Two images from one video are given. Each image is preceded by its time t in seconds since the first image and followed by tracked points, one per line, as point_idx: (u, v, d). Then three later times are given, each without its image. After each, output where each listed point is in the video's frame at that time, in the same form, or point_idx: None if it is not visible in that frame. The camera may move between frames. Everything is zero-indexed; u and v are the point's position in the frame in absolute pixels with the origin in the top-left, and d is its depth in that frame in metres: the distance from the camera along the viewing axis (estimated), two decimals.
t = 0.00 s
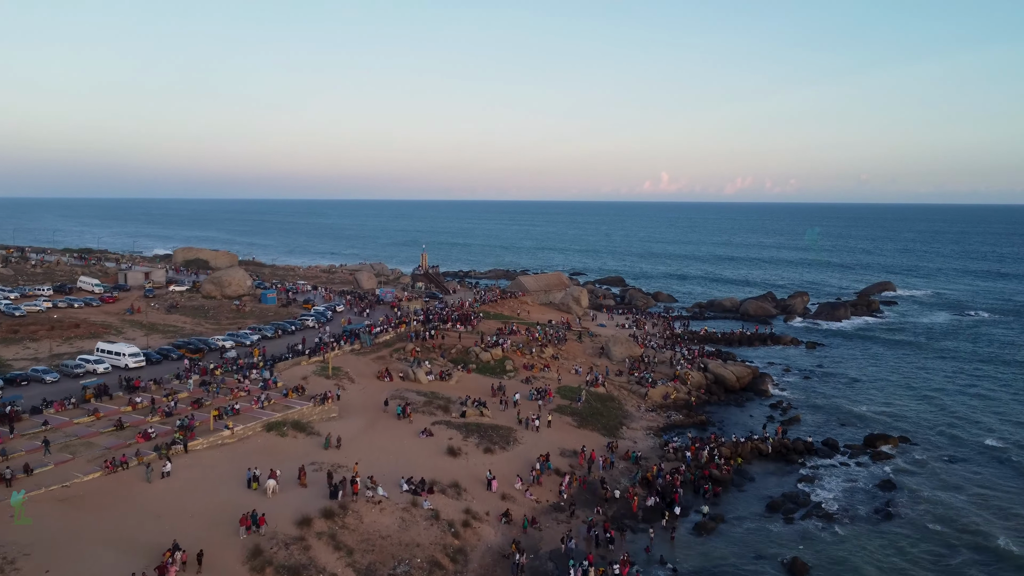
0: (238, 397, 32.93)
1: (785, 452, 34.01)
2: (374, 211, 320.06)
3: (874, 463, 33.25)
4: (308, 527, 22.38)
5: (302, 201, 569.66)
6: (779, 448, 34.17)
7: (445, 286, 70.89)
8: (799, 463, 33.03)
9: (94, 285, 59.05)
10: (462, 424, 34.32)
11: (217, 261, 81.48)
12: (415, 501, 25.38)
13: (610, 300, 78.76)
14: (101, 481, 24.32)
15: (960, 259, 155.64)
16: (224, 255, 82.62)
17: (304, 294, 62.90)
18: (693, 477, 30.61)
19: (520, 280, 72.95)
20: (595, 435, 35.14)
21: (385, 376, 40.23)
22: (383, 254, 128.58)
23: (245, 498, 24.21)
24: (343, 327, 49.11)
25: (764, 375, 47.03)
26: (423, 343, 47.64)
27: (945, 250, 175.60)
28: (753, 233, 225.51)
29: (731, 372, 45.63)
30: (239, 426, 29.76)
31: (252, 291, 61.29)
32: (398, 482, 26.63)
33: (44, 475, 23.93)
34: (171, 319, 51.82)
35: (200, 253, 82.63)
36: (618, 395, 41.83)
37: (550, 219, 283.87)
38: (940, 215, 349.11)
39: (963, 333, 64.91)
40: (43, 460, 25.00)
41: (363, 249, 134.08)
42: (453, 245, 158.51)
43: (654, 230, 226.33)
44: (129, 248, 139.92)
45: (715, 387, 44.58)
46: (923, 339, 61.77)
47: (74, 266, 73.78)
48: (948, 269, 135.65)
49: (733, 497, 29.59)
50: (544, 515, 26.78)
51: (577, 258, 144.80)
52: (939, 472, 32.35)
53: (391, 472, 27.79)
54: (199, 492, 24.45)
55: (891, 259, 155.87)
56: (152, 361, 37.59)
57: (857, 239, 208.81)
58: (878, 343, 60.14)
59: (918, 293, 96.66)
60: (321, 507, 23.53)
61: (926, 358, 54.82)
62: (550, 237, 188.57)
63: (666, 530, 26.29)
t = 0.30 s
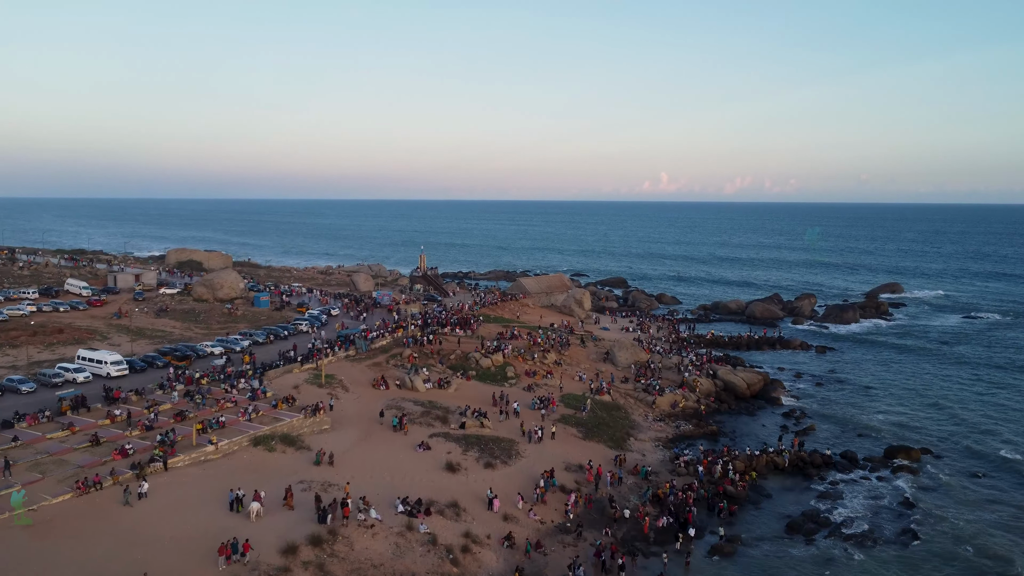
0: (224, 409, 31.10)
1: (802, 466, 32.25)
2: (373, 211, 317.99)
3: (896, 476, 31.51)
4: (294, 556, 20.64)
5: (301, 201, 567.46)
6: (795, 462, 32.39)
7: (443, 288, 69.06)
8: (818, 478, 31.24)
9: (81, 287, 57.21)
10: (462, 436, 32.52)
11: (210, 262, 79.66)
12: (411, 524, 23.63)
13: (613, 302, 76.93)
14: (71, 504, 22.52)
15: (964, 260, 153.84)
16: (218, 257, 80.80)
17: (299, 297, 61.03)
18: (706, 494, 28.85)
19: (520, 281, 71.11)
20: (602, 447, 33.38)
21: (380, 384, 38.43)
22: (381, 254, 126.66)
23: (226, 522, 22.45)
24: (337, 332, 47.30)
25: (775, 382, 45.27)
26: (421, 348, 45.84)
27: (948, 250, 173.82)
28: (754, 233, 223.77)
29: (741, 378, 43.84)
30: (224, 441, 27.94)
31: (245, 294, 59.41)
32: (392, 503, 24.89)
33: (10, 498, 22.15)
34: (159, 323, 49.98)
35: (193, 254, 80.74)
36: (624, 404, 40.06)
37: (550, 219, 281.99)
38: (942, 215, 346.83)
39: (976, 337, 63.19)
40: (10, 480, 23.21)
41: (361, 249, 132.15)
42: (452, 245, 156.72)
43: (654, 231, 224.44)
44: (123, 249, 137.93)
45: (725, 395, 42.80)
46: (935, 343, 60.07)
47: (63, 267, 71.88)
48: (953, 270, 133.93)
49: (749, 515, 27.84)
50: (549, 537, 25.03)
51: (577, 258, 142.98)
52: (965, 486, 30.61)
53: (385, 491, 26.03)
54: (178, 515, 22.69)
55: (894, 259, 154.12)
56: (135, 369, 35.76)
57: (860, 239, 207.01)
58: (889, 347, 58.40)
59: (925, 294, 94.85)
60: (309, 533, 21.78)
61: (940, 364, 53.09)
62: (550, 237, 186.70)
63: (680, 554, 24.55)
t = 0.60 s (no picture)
0: (208, 421, 29.17)
1: (822, 480, 30.36)
2: (372, 211, 315.87)
3: (922, 492, 29.59)
4: None
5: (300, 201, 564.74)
6: (815, 477, 30.50)
7: (442, 289, 67.12)
8: (839, 494, 29.35)
9: (67, 289, 55.25)
10: (461, 449, 30.63)
11: (203, 262, 77.72)
12: (405, 551, 21.75)
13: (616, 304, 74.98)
14: (34, 530, 20.60)
15: (970, 260, 151.72)
16: (212, 257, 78.88)
17: (292, 299, 59.10)
18: (723, 513, 26.97)
19: (521, 282, 69.16)
20: (609, 461, 31.48)
21: (375, 393, 36.50)
22: (379, 254, 124.64)
23: (203, 552, 20.57)
24: (331, 336, 45.36)
25: (788, 389, 43.36)
26: (418, 353, 43.94)
27: (953, 249, 171.86)
28: (756, 232, 221.78)
29: (753, 385, 41.92)
30: (205, 457, 25.98)
31: (238, 295, 57.46)
32: (386, 527, 23.01)
33: None
34: (146, 327, 48.05)
35: (185, 255, 78.80)
36: (631, 413, 38.15)
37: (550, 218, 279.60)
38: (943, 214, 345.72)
39: (991, 340, 61.25)
40: None
41: (358, 249, 130.17)
42: (451, 245, 154.71)
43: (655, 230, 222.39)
44: (116, 249, 135.90)
45: (736, 403, 40.90)
46: (950, 347, 58.14)
47: (51, 269, 69.91)
48: (960, 270, 131.89)
49: (770, 536, 25.94)
50: (555, 563, 23.14)
51: (577, 258, 140.96)
52: (997, 503, 28.71)
53: (378, 514, 24.15)
54: (150, 543, 20.80)
55: (899, 259, 152.12)
56: (115, 378, 33.79)
57: (863, 238, 204.94)
58: (903, 351, 56.49)
59: (934, 295, 92.87)
60: (293, 564, 19.94)
61: (956, 370, 51.18)
62: (550, 236, 184.70)
63: None
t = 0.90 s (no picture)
0: (190, 435, 27.34)
1: (843, 496, 28.65)
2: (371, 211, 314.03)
3: (950, 510, 27.89)
4: None
5: (298, 201, 562.45)
6: (836, 492, 28.77)
7: (440, 290, 65.27)
8: (862, 512, 27.62)
9: (52, 291, 53.42)
10: (460, 463, 28.86)
11: (196, 262, 75.94)
12: None
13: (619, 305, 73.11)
14: None
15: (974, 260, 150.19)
16: (204, 257, 77.04)
17: (286, 301, 57.24)
18: (740, 533, 25.26)
19: (521, 283, 67.36)
20: (617, 474, 29.74)
21: (370, 401, 34.76)
22: (376, 254, 122.74)
23: None
24: (325, 340, 43.60)
25: (801, 395, 41.64)
26: (415, 359, 42.14)
27: (956, 250, 170.23)
28: (758, 232, 220.07)
29: (764, 392, 40.19)
30: (186, 474, 24.22)
31: (229, 297, 55.61)
32: (379, 553, 21.29)
33: None
34: (133, 331, 46.24)
35: (177, 255, 76.95)
36: (639, 422, 36.42)
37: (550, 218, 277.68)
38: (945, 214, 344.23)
39: (1005, 344, 59.60)
40: None
41: (356, 249, 128.32)
42: (450, 245, 152.87)
43: (655, 230, 220.54)
44: (110, 250, 133.95)
45: (747, 410, 39.18)
46: (964, 352, 56.48)
47: (38, 270, 68.02)
48: (965, 271, 130.20)
49: (791, 559, 24.24)
50: None
51: (578, 259, 139.11)
52: None
53: (371, 537, 22.44)
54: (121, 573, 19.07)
55: (902, 259, 150.44)
56: (95, 386, 32.03)
57: (865, 238, 203.19)
58: (916, 355, 54.80)
59: (942, 296, 91.12)
60: None
61: (972, 376, 49.45)
62: (550, 236, 182.80)
63: None
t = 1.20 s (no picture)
0: (168, 451, 25.40)
1: (869, 516, 26.81)
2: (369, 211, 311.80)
3: (983, 531, 26.06)
4: None
5: (296, 201, 559.94)
6: (861, 511, 26.93)
7: (438, 292, 63.39)
8: (890, 533, 25.78)
9: (36, 293, 51.44)
10: (459, 479, 26.99)
11: (188, 262, 74.05)
12: None
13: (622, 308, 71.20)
14: None
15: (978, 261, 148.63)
16: (197, 258, 75.14)
17: (279, 304, 55.40)
18: (761, 558, 23.40)
19: (522, 285, 65.44)
20: (627, 491, 27.86)
21: (363, 412, 32.87)
22: (374, 255, 120.81)
23: None
24: (317, 345, 41.69)
25: (816, 403, 39.80)
26: (412, 365, 40.26)
27: (960, 251, 168.37)
28: (758, 232, 218.28)
29: (778, 401, 38.34)
30: (161, 495, 22.27)
31: (219, 300, 53.67)
32: None
33: None
34: (117, 336, 44.27)
35: (169, 256, 75.04)
36: (647, 433, 34.57)
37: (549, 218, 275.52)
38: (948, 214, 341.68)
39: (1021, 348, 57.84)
40: None
41: (353, 250, 126.36)
42: (448, 245, 150.95)
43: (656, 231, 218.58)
44: (103, 250, 131.85)
45: (761, 420, 37.33)
46: (979, 357, 54.73)
47: (24, 271, 66.02)
48: (971, 272, 128.39)
49: None
50: None
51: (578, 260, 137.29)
52: None
53: (362, 567, 20.55)
54: None
55: (906, 260, 148.67)
56: (71, 397, 30.11)
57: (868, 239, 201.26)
58: (930, 361, 53.00)
59: (951, 298, 89.22)
60: None
61: (990, 383, 47.61)
62: (550, 237, 180.91)
63: None
